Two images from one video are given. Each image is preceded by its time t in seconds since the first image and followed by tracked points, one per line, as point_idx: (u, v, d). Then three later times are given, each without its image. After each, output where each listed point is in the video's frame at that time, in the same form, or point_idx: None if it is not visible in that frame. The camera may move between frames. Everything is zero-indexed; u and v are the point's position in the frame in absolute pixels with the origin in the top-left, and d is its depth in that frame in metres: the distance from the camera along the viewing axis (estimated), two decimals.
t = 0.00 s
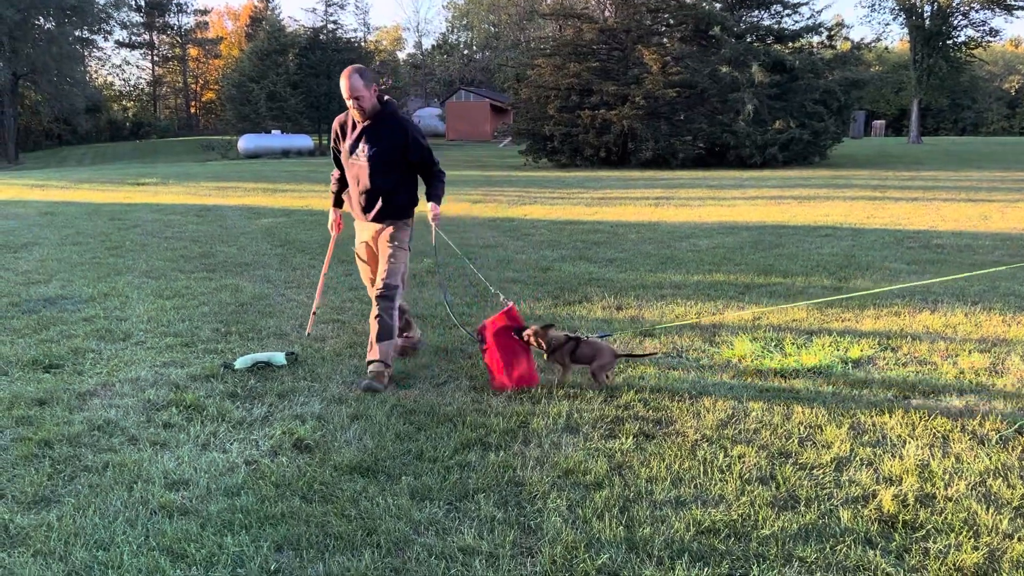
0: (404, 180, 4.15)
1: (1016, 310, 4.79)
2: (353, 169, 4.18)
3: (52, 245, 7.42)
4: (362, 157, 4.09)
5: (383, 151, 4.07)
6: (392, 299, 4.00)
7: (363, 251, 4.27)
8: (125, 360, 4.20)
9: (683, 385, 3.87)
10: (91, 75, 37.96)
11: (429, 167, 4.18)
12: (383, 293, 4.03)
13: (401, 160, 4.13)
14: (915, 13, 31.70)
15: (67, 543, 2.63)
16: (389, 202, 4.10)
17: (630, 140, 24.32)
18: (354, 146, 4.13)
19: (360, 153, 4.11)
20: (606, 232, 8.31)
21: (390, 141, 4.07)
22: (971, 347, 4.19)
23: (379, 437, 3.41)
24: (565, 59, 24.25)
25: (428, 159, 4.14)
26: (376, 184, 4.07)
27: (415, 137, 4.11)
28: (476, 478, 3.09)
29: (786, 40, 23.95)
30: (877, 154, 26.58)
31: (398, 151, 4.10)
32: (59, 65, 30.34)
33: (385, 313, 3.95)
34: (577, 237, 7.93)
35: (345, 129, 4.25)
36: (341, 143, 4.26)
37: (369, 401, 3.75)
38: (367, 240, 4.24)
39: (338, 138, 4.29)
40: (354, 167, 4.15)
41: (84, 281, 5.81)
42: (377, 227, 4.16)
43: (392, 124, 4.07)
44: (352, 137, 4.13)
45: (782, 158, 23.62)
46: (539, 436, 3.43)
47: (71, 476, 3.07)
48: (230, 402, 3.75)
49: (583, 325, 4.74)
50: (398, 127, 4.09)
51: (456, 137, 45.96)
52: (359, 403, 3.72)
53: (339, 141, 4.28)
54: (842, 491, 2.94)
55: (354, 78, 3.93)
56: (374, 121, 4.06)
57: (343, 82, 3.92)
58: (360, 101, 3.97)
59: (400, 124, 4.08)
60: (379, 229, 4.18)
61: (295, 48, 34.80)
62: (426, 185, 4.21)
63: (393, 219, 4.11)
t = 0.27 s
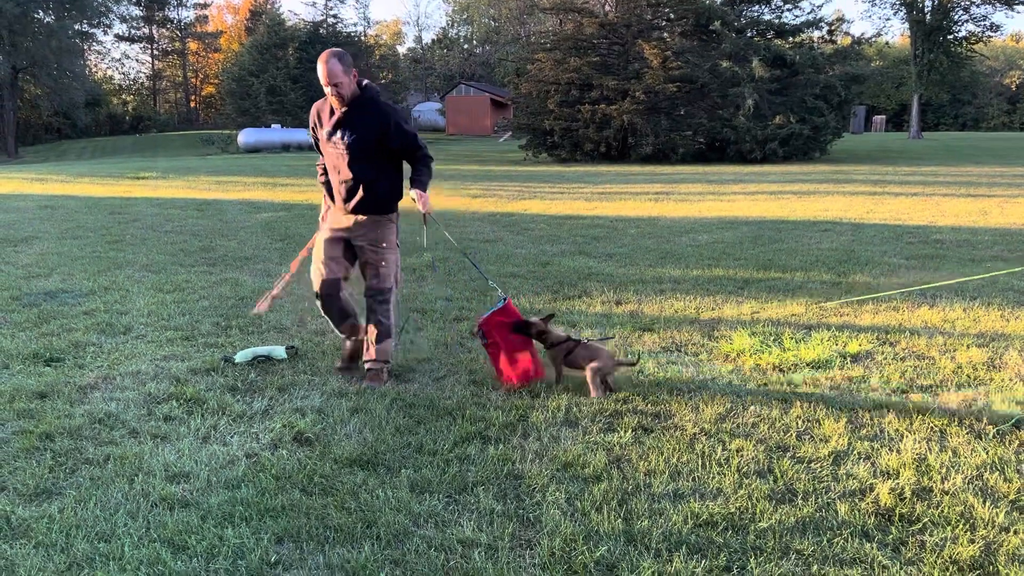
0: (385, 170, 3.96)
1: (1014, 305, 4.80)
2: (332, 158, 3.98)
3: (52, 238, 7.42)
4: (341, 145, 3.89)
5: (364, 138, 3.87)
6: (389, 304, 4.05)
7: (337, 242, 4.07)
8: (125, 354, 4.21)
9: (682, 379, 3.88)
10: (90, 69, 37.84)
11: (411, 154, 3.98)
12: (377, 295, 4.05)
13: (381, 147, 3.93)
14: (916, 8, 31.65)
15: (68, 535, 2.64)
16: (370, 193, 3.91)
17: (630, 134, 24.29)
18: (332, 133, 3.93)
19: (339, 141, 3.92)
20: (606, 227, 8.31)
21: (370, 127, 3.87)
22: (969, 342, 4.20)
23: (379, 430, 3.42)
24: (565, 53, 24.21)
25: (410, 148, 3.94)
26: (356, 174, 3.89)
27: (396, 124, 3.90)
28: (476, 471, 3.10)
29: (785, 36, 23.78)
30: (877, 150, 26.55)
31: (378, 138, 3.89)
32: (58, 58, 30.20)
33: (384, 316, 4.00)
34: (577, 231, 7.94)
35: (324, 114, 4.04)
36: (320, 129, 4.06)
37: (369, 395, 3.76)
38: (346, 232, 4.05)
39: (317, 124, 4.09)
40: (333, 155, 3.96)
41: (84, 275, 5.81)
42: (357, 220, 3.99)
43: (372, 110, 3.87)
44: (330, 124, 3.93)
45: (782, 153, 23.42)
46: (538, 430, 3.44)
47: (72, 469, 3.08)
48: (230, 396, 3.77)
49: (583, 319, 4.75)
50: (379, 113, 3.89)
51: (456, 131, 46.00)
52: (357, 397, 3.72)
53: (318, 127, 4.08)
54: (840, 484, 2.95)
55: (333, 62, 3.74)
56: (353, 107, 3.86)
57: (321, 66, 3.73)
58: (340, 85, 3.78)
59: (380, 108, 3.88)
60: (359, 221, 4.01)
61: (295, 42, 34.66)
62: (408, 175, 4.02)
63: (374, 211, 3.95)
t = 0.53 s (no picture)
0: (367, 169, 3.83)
1: (1012, 300, 4.81)
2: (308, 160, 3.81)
3: (50, 233, 7.41)
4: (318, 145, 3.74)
5: (343, 137, 3.73)
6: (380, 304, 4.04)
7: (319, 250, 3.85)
8: (125, 348, 4.22)
9: (680, 374, 3.89)
10: (88, 63, 37.75)
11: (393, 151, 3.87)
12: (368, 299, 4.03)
13: (361, 145, 3.81)
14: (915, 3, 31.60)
15: (69, 529, 2.65)
16: (355, 195, 3.77)
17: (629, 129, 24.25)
18: (307, 133, 3.76)
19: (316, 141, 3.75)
20: (604, 222, 8.31)
21: (349, 125, 3.74)
22: (967, 337, 4.21)
23: (378, 425, 3.43)
24: (564, 48, 24.17)
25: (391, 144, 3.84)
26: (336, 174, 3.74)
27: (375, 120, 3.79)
28: (475, 465, 3.11)
29: (786, 30, 23.78)
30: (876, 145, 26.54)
31: (357, 136, 3.77)
32: (56, 52, 30.09)
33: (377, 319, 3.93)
34: (576, 226, 7.93)
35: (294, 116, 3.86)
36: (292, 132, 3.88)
37: (368, 389, 3.77)
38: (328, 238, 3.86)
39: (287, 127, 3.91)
40: (310, 157, 3.78)
41: (83, 270, 5.81)
42: (341, 224, 3.82)
43: (349, 107, 3.74)
44: (304, 124, 3.76)
45: (781, 149, 23.31)
46: (537, 425, 3.45)
47: (72, 463, 3.09)
48: (229, 390, 3.78)
49: (581, 315, 4.75)
50: (357, 110, 3.77)
51: (456, 126, 45.45)
52: (356, 392, 3.74)
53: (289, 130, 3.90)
54: (837, 479, 2.97)
55: (306, 58, 3.58)
56: (329, 105, 3.72)
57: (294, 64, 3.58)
58: (314, 83, 3.63)
59: (357, 105, 3.76)
60: (343, 225, 3.85)
61: (294, 36, 34.54)
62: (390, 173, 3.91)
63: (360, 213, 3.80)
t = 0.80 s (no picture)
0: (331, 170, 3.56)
1: (1011, 296, 4.81)
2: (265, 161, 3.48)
3: (50, 228, 7.41)
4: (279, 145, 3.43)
5: (306, 136, 3.44)
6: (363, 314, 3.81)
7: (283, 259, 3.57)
8: (124, 342, 4.22)
9: (679, 369, 3.90)
10: (86, 57, 37.64)
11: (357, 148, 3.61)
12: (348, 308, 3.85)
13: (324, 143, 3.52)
14: None
15: (69, 522, 2.65)
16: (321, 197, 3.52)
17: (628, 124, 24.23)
18: (266, 133, 3.43)
19: (276, 142, 3.43)
20: (603, 217, 8.31)
21: (311, 123, 3.44)
22: (966, 332, 4.21)
23: (378, 419, 3.44)
24: (564, 43, 24.15)
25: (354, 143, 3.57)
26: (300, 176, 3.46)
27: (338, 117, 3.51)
28: (474, 459, 3.12)
29: (785, 25, 23.53)
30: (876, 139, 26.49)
31: (320, 135, 3.47)
32: (54, 46, 30.00)
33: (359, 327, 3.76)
34: (575, 221, 7.93)
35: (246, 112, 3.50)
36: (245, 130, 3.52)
37: (368, 384, 3.78)
38: (292, 246, 3.58)
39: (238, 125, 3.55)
40: (269, 159, 3.46)
41: (82, 264, 5.80)
42: (305, 230, 3.55)
43: (309, 103, 3.44)
44: (261, 123, 3.42)
45: (780, 144, 23.44)
46: (535, 420, 3.46)
47: (72, 457, 3.10)
48: (229, 384, 3.78)
49: (581, 310, 4.75)
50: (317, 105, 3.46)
51: (455, 120, 45.94)
52: (356, 386, 3.74)
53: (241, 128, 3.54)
54: (836, 474, 2.97)
55: (263, 51, 3.23)
56: (288, 101, 3.39)
57: (252, 57, 3.22)
58: (273, 78, 3.29)
59: (318, 101, 3.45)
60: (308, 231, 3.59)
61: (293, 30, 34.43)
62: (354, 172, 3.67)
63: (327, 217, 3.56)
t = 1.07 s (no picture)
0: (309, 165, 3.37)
1: (1012, 289, 4.81)
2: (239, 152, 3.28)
3: (50, 220, 7.40)
4: (255, 136, 3.23)
5: (285, 128, 3.25)
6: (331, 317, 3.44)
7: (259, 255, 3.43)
8: (125, 334, 4.22)
9: (679, 362, 3.90)
10: (86, 50, 37.53)
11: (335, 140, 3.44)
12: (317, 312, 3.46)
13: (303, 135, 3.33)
14: None
15: (72, 513, 2.66)
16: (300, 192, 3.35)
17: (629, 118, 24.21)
18: (241, 121, 3.23)
19: (251, 131, 3.23)
20: (604, 211, 8.31)
21: (291, 114, 3.25)
22: (968, 326, 4.22)
23: (379, 411, 3.45)
24: (565, 36, 24.09)
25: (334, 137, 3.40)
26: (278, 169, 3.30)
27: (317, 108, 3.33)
28: (476, 452, 3.13)
29: (787, 19, 23.71)
30: (876, 134, 26.46)
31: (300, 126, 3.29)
32: (54, 39, 29.93)
33: (317, 329, 3.32)
34: (576, 215, 7.92)
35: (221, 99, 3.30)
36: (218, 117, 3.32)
37: (369, 376, 3.79)
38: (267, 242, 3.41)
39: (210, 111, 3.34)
40: (243, 150, 3.26)
41: (83, 256, 5.80)
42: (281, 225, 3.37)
43: (289, 93, 3.25)
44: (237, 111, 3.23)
45: (781, 138, 23.39)
46: (537, 413, 3.47)
47: (74, 448, 3.10)
48: (230, 376, 3.79)
49: (581, 303, 4.76)
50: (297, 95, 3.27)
51: (456, 114, 45.76)
52: (356, 378, 3.75)
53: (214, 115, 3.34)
54: (837, 466, 2.98)
55: (244, 36, 3.05)
56: (267, 89, 3.20)
57: (233, 42, 3.04)
58: (254, 64, 3.11)
59: (299, 90, 3.27)
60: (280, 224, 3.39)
61: (293, 23, 34.32)
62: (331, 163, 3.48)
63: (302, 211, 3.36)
